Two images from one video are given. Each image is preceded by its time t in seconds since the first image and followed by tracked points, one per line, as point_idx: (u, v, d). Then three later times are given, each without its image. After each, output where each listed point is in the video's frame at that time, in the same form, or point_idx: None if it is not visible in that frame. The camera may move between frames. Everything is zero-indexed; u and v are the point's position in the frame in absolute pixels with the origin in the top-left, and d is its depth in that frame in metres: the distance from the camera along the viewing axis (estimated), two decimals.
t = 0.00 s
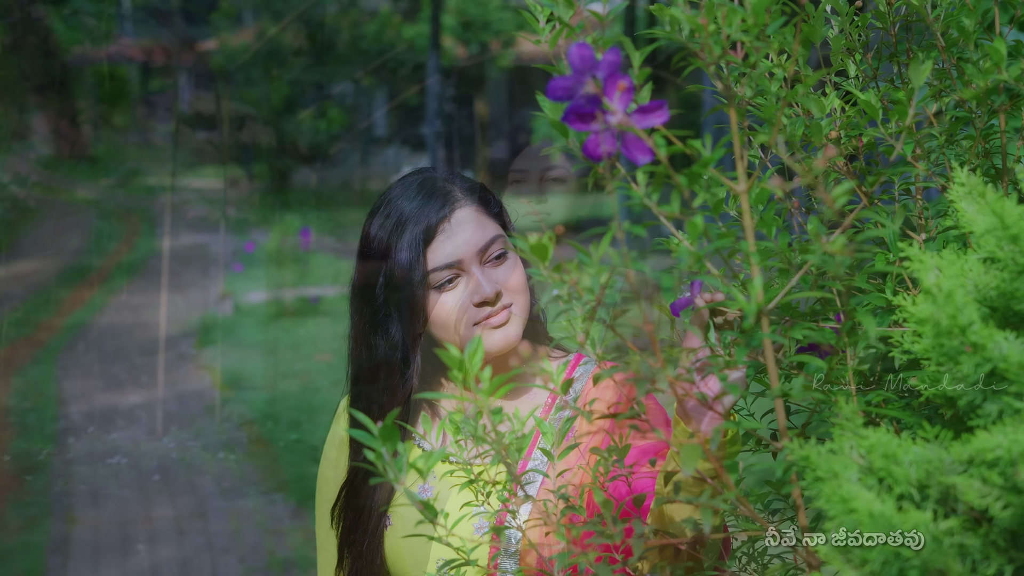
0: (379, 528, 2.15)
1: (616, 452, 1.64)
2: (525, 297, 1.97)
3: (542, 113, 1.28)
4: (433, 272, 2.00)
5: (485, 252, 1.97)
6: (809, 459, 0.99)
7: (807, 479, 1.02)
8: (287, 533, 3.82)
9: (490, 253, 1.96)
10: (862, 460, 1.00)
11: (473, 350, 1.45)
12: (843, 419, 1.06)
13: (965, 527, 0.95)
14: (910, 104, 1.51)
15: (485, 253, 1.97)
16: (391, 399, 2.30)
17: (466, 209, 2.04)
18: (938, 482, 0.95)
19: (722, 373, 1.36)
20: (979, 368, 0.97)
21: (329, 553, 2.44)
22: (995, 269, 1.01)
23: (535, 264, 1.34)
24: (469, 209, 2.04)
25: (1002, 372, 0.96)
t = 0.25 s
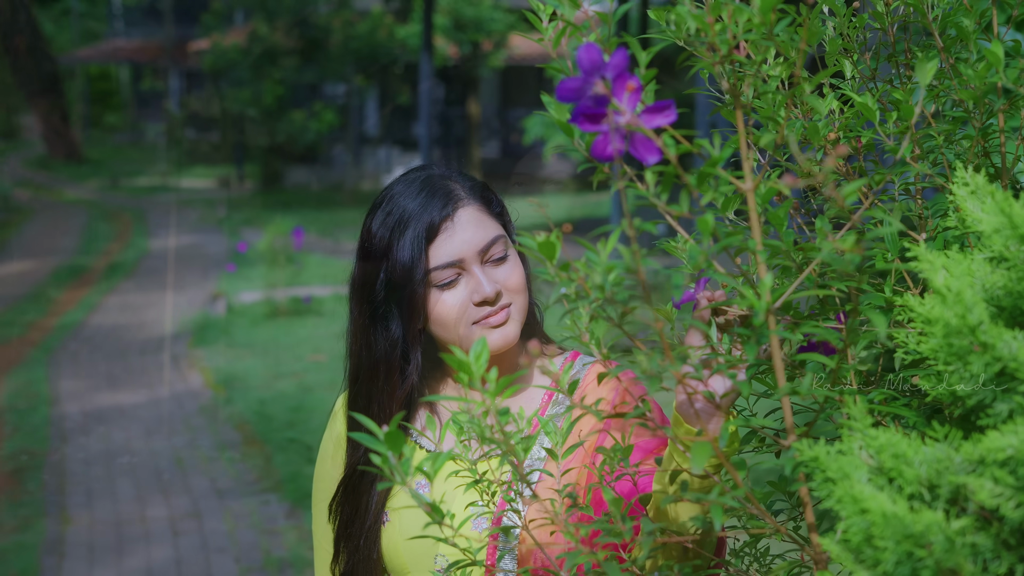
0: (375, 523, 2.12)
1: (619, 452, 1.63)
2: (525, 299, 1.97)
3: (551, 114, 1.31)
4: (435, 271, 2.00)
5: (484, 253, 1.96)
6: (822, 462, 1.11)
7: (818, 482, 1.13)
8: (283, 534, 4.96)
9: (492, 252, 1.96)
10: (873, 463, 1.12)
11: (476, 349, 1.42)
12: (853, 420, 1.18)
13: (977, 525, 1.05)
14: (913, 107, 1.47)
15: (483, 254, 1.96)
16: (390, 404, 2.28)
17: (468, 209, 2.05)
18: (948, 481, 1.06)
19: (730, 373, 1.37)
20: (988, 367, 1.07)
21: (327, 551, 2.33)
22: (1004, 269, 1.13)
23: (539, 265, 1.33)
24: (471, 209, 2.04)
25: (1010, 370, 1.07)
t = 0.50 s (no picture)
0: (375, 518, 1.85)
1: (626, 448, 1.49)
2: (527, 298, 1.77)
3: (554, 114, 1.19)
4: (432, 266, 1.77)
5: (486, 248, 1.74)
6: (833, 457, 0.98)
7: (832, 478, 1.01)
8: (278, 533, 4.57)
9: (493, 249, 1.74)
10: (885, 458, 0.98)
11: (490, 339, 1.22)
12: (866, 416, 1.05)
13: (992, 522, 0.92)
14: (917, 102, 1.30)
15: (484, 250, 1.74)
16: (389, 404, 1.95)
17: (471, 204, 1.82)
18: (962, 478, 0.94)
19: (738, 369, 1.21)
20: (1002, 363, 0.94)
21: (325, 549, 2.06)
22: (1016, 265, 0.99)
23: (546, 265, 1.19)
24: (475, 205, 1.81)
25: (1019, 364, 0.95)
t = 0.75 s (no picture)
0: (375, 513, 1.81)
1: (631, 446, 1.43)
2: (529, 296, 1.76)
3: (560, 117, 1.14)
4: (437, 261, 1.73)
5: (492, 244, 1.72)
6: (848, 454, 0.97)
7: (847, 475, 1.00)
8: (272, 533, 4.56)
9: (498, 245, 1.72)
10: (900, 454, 0.98)
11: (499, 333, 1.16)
12: (881, 413, 1.04)
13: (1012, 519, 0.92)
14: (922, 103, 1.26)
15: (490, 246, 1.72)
16: (390, 398, 1.92)
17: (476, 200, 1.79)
18: (978, 475, 0.93)
19: (749, 367, 1.16)
20: (1018, 360, 0.94)
21: (322, 547, 2.01)
22: None
23: (554, 263, 1.13)
24: (480, 201, 1.78)
25: None
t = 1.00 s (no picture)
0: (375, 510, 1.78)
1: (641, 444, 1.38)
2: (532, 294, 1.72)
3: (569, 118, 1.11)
4: (442, 257, 1.69)
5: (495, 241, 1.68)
6: (864, 450, 0.96)
7: (863, 472, 0.99)
8: (267, 532, 4.53)
9: (503, 242, 1.69)
10: (917, 451, 0.96)
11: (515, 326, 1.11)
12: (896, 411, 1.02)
13: None
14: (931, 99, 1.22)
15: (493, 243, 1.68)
16: (392, 394, 1.87)
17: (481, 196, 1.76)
18: (996, 470, 0.92)
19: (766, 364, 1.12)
20: None
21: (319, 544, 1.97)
22: None
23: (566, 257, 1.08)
24: (485, 197, 1.74)
25: None
